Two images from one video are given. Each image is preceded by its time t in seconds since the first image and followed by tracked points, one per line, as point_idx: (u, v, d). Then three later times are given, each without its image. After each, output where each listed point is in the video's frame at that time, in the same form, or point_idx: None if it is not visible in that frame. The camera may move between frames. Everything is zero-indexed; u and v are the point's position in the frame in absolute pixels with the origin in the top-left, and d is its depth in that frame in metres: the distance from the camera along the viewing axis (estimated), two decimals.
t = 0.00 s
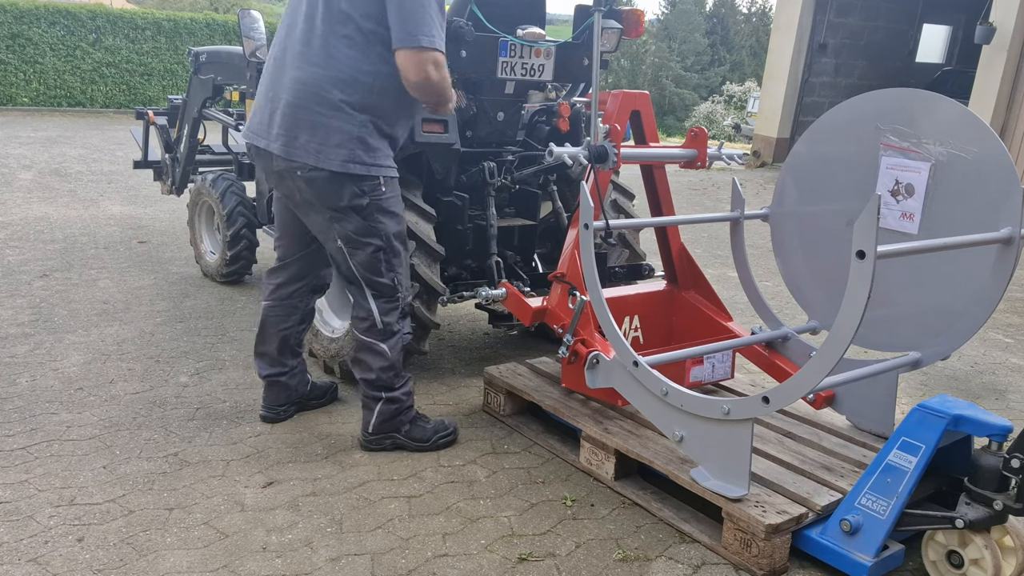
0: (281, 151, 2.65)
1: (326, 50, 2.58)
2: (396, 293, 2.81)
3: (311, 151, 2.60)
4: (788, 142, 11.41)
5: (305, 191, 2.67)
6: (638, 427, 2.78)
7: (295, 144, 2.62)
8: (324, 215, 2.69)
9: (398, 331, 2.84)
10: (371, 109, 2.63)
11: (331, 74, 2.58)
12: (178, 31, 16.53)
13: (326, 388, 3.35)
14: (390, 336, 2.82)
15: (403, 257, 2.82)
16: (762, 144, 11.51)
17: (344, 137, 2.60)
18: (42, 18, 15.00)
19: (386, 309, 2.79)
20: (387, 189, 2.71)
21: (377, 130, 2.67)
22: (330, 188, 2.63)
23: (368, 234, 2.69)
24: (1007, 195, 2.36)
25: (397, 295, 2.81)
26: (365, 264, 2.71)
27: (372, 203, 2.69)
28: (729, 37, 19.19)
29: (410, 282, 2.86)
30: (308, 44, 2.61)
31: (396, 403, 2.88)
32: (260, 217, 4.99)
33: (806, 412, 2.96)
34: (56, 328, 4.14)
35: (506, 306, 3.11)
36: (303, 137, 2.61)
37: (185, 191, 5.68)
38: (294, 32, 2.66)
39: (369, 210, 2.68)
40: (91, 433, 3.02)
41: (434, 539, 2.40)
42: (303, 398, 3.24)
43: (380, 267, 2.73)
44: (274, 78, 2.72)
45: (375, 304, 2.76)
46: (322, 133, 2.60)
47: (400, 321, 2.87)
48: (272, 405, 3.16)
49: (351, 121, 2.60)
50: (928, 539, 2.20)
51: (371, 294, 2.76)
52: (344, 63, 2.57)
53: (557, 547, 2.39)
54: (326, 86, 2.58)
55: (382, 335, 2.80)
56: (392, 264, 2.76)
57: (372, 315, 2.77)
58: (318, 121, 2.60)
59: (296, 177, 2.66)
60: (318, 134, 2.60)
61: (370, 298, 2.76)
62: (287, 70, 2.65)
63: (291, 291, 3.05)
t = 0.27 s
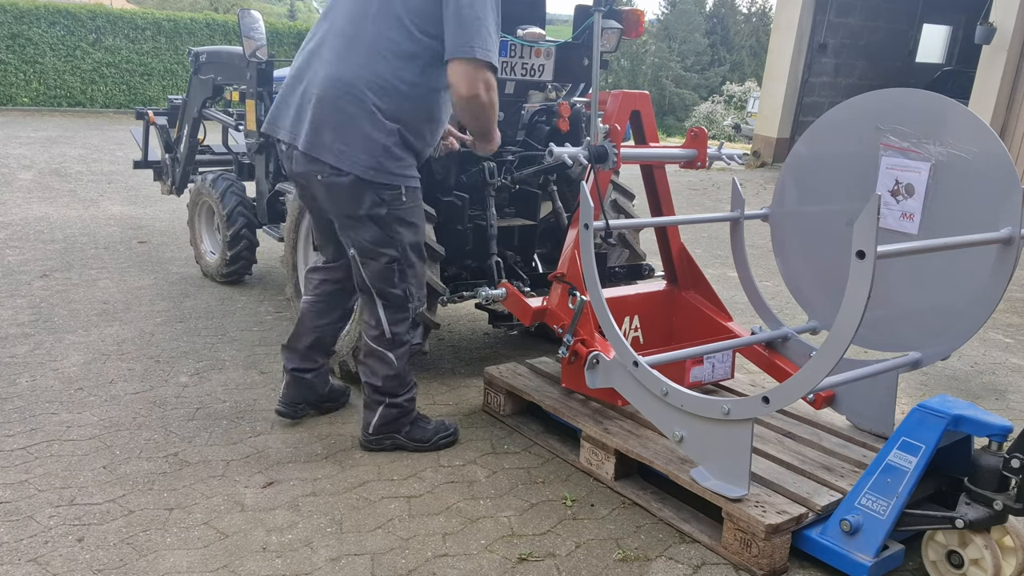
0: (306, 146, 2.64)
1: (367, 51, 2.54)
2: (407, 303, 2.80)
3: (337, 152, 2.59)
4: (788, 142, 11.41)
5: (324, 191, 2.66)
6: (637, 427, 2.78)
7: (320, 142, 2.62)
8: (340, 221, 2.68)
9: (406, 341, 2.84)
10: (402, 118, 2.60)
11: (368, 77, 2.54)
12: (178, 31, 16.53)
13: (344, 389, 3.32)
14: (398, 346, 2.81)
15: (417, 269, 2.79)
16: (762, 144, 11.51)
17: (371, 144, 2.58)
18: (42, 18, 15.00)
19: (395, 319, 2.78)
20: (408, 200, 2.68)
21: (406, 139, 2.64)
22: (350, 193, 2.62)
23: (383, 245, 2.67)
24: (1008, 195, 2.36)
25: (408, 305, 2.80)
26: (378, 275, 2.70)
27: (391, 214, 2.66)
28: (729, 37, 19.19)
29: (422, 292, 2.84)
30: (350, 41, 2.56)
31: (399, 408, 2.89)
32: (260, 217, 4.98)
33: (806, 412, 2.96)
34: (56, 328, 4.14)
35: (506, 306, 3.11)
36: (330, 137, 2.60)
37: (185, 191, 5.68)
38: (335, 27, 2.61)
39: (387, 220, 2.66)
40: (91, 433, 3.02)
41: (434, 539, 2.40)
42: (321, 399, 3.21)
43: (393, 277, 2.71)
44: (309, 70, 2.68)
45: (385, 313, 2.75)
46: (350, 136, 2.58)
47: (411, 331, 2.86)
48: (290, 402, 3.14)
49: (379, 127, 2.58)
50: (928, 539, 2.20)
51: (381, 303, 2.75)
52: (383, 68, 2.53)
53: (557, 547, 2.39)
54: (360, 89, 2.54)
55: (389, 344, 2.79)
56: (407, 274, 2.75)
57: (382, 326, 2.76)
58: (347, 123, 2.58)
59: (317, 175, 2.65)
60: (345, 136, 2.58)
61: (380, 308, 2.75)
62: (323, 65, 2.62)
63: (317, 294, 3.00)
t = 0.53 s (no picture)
0: (311, 134, 2.58)
1: (390, 54, 2.56)
2: (403, 307, 2.79)
3: (343, 145, 2.56)
4: (788, 142, 11.41)
5: (323, 187, 2.64)
6: (638, 427, 2.78)
7: (326, 132, 2.57)
8: (338, 221, 2.68)
9: (403, 344, 2.83)
10: (412, 126, 2.63)
11: (386, 77, 2.55)
12: (178, 31, 16.54)
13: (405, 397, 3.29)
14: (395, 349, 2.81)
15: (417, 273, 2.78)
16: (762, 144, 11.51)
17: (379, 142, 2.57)
18: (42, 18, 15.00)
19: (390, 322, 2.78)
20: (408, 205, 2.68)
21: (412, 145, 2.65)
22: (350, 192, 2.61)
23: (379, 248, 2.67)
24: (1008, 195, 2.36)
25: (404, 310, 2.79)
26: (373, 277, 2.70)
27: (389, 217, 2.65)
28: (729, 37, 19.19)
29: (421, 299, 2.84)
30: (373, 41, 2.58)
31: (399, 411, 2.89)
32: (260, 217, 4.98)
33: (806, 412, 2.96)
34: (56, 328, 4.14)
35: (506, 306, 3.11)
36: (337, 128, 2.57)
37: (185, 191, 5.68)
38: (360, 26, 2.63)
39: (385, 224, 2.65)
40: (91, 433, 3.02)
41: (434, 539, 2.40)
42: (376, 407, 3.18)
43: (390, 281, 2.71)
44: (323, 62, 2.66)
45: (379, 316, 2.75)
46: (359, 132, 2.56)
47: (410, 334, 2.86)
48: (341, 413, 3.13)
49: (389, 129, 2.58)
50: (928, 539, 2.20)
51: (376, 306, 2.74)
52: (403, 74, 2.57)
53: (557, 547, 2.39)
54: (377, 87, 2.55)
55: (386, 348, 2.79)
56: (405, 279, 2.74)
57: (377, 328, 2.77)
58: (357, 117, 2.56)
59: (317, 169, 2.62)
60: (354, 131, 2.57)
61: (375, 311, 2.75)
62: (340, 59, 2.61)
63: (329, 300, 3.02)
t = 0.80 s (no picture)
0: (312, 125, 2.59)
1: (398, 60, 2.61)
2: (401, 304, 2.78)
3: (344, 139, 2.57)
4: (788, 142, 11.40)
5: (319, 182, 2.64)
6: (637, 427, 2.78)
7: (326, 123, 2.58)
8: (336, 218, 2.67)
9: (401, 340, 2.82)
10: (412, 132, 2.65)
11: (393, 81, 2.59)
12: (178, 31, 16.54)
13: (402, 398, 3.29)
14: (393, 345, 2.80)
15: (416, 269, 2.78)
16: (762, 145, 11.50)
17: (379, 140, 2.57)
18: (42, 18, 15.01)
19: (387, 318, 2.77)
20: (406, 203, 2.67)
21: (410, 152, 2.67)
22: (347, 188, 2.60)
23: (376, 243, 2.67)
24: (1008, 195, 2.36)
25: (401, 306, 2.78)
26: (371, 272, 2.69)
27: (387, 214, 2.65)
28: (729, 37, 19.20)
29: (419, 296, 2.83)
30: (384, 45, 2.63)
31: (399, 410, 2.89)
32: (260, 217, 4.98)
33: (806, 412, 2.96)
34: (56, 328, 4.14)
35: (506, 306, 3.11)
36: (338, 121, 2.58)
37: (185, 191, 5.68)
38: (373, 31, 2.68)
39: (383, 221, 2.65)
40: (91, 433, 3.02)
41: (434, 539, 2.40)
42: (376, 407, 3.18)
43: (387, 276, 2.71)
44: (332, 58, 2.69)
45: (375, 311, 2.75)
46: (360, 128, 2.57)
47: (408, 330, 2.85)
48: (340, 412, 3.13)
49: (390, 129, 2.60)
50: (928, 539, 2.20)
51: (372, 301, 2.74)
52: (410, 84, 2.62)
53: (557, 547, 2.39)
54: (383, 88, 2.58)
55: (384, 344, 2.79)
56: (402, 275, 2.74)
57: (374, 324, 2.76)
58: (359, 113, 2.57)
59: (315, 162, 2.62)
60: (355, 127, 2.57)
61: (373, 306, 2.75)
62: (350, 56, 2.64)
63: (328, 298, 3.03)
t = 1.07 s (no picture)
0: (313, 120, 2.58)
1: (400, 61, 2.62)
2: (401, 299, 2.78)
3: (345, 135, 2.57)
4: (788, 142, 11.40)
5: (319, 179, 2.63)
6: (638, 427, 2.78)
7: (328, 119, 2.58)
8: (336, 217, 2.67)
9: (401, 336, 2.82)
10: (413, 131, 2.66)
11: (395, 81, 2.60)
12: (178, 31, 16.54)
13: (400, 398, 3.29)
14: (393, 341, 2.80)
15: (417, 266, 2.77)
16: (762, 144, 11.50)
17: (379, 137, 2.57)
18: (42, 18, 15.01)
19: (387, 314, 2.77)
20: (406, 200, 2.67)
21: (410, 152, 2.67)
22: (348, 184, 2.60)
23: (377, 239, 2.67)
24: (1007, 196, 2.36)
25: (401, 301, 2.78)
26: (371, 268, 2.69)
27: (387, 212, 2.65)
28: (729, 37, 19.20)
29: (419, 292, 2.83)
30: (387, 45, 2.64)
31: (400, 408, 2.89)
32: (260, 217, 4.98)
33: (806, 412, 2.96)
34: (56, 328, 4.14)
35: (506, 306, 3.12)
36: (340, 117, 2.58)
37: (185, 191, 5.68)
38: (376, 31, 2.69)
39: (383, 218, 2.64)
40: (91, 433, 3.02)
41: (434, 539, 2.40)
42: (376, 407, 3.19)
43: (387, 272, 2.70)
44: (334, 55, 2.69)
45: (376, 307, 2.75)
46: (361, 124, 2.57)
47: (408, 327, 2.84)
48: (340, 412, 3.13)
49: (392, 127, 2.60)
50: (928, 539, 2.20)
51: (373, 296, 2.73)
52: (411, 85, 2.63)
53: (557, 547, 2.39)
54: (385, 87, 2.58)
55: (384, 340, 2.79)
56: (403, 271, 2.74)
57: (373, 320, 2.76)
58: (360, 109, 2.57)
59: (315, 158, 2.61)
60: (356, 123, 2.57)
61: (372, 302, 2.74)
62: (352, 53, 2.64)
63: (330, 297, 3.03)
